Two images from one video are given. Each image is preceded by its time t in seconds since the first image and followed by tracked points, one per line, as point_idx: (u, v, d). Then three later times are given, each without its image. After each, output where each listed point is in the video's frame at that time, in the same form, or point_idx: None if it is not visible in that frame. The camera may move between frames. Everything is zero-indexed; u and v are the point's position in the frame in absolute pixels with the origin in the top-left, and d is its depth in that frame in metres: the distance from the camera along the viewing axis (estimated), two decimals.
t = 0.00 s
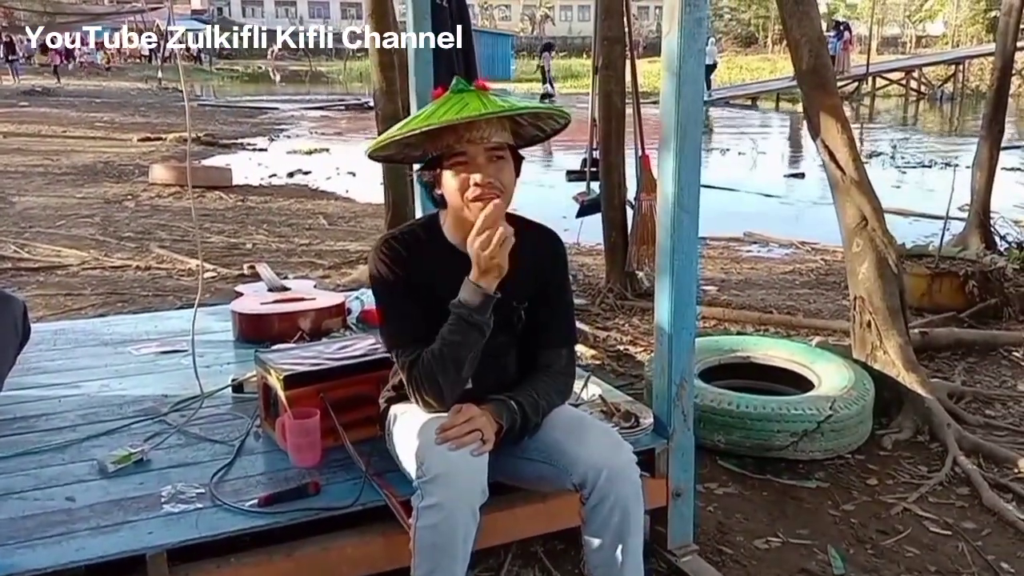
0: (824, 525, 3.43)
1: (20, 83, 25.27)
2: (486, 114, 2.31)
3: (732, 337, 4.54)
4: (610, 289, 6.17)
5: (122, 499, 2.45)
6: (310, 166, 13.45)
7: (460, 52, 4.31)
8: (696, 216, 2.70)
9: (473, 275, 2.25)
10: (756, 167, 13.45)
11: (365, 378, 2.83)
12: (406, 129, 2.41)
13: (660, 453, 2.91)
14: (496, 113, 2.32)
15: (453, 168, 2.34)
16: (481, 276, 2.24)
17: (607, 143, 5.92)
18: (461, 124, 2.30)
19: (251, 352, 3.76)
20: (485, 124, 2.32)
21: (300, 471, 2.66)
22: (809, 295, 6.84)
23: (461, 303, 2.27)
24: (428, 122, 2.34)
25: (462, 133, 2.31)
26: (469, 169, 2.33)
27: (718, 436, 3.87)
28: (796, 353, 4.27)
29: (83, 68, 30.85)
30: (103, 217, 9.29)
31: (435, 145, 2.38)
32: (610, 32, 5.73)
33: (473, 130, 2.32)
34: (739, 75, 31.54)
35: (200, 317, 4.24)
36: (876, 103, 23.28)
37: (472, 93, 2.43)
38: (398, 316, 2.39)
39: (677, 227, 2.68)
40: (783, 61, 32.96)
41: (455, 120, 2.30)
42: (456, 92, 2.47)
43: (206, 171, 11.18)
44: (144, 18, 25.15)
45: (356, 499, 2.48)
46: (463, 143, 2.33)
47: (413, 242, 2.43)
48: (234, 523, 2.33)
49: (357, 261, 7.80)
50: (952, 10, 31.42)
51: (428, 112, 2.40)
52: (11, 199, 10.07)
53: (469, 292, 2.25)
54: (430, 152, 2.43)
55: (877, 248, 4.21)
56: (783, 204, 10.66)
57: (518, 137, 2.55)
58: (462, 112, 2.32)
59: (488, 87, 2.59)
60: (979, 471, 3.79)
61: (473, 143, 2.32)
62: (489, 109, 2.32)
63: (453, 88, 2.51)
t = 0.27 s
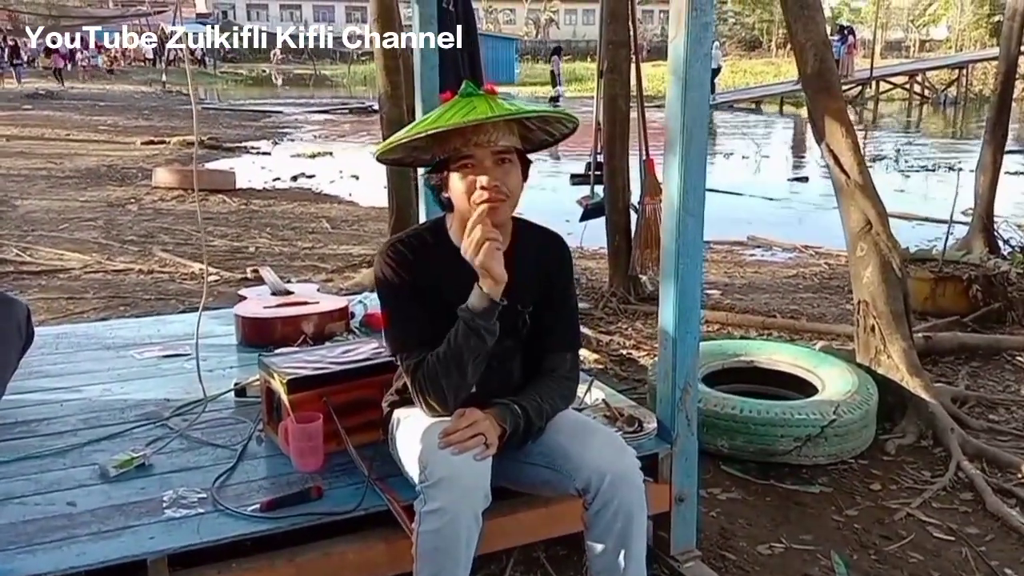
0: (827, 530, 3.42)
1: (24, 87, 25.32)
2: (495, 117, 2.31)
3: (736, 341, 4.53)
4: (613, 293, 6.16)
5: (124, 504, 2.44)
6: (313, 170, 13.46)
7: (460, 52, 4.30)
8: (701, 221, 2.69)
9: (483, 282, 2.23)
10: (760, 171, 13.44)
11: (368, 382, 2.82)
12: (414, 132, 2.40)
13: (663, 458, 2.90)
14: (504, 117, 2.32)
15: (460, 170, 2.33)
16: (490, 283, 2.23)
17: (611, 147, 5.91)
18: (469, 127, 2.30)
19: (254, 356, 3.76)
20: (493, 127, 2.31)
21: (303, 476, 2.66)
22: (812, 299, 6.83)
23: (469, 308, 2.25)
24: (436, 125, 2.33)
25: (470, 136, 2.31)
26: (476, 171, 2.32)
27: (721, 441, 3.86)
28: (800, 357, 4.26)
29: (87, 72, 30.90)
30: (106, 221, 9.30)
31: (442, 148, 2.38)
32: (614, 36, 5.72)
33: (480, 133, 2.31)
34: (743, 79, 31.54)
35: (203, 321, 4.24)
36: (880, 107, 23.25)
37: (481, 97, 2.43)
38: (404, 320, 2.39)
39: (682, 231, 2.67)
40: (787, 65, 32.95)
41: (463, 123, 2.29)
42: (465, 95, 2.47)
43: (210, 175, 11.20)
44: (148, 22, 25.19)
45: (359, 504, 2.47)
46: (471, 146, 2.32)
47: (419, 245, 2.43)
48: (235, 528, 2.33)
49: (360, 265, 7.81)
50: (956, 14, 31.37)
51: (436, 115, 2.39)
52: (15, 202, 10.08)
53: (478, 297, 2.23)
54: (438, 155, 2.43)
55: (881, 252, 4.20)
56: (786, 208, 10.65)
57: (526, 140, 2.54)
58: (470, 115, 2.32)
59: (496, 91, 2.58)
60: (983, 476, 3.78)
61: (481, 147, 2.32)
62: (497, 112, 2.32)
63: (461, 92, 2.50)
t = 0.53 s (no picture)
0: (830, 536, 3.41)
1: (29, 91, 25.38)
2: (501, 125, 2.30)
3: (740, 346, 4.52)
4: (617, 298, 6.15)
5: (126, 509, 2.44)
6: (317, 174, 13.47)
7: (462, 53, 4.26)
8: (706, 227, 2.69)
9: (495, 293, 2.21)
10: (764, 175, 13.43)
11: (372, 387, 2.82)
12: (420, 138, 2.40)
13: (667, 463, 2.89)
14: (510, 125, 2.32)
15: (466, 178, 2.33)
16: (502, 294, 2.19)
17: (616, 152, 5.91)
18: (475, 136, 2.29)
19: (257, 360, 3.76)
20: (499, 136, 2.31)
21: (306, 481, 2.65)
22: (816, 304, 6.82)
23: (479, 318, 2.22)
24: (442, 134, 2.33)
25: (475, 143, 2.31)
26: (481, 178, 2.32)
27: (725, 446, 3.85)
28: (804, 362, 4.25)
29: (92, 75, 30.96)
30: (109, 224, 9.31)
31: (447, 156, 2.38)
32: (620, 41, 5.72)
33: (485, 141, 2.31)
34: (747, 83, 31.55)
35: (206, 325, 4.24)
36: (884, 111, 23.23)
37: (487, 104, 2.43)
38: (409, 325, 2.38)
39: (687, 236, 2.67)
40: (791, 69, 32.94)
41: (469, 131, 2.29)
42: (471, 102, 2.46)
43: (213, 179, 11.21)
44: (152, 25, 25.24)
45: (362, 509, 2.47)
46: (476, 154, 2.32)
47: (425, 250, 2.42)
48: (237, 533, 2.32)
49: (363, 268, 7.81)
50: (960, 19, 31.33)
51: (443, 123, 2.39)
52: (18, 206, 10.10)
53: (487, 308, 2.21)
54: (443, 161, 2.43)
55: (886, 257, 4.20)
56: (791, 213, 10.65)
57: (532, 145, 2.54)
58: (476, 123, 2.32)
59: (502, 96, 2.58)
60: (987, 482, 3.76)
61: (486, 154, 2.32)
62: (503, 121, 2.32)
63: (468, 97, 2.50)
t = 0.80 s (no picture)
0: (834, 541, 3.40)
1: (34, 95, 25.43)
2: (508, 130, 2.30)
3: (744, 351, 4.51)
4: (621, 302, 6.14)
5: (129, 513, 2.44)
6: (321, 178, 13.48)
7: (464, 53, 4.25)
8: (711, 231, 2.68)
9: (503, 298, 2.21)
10: (769, 180, 13.42)
11: (375, 391, 2.81)
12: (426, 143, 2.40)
13: (671, 469, 2.88)
14: (517, 131, 2.32)
15: (472, 182, 2.34)
16: (509, 300, 2.20)
17: (620, 157, 5.91)
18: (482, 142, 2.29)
19: (261, 365, 3.76)
20: (506, 141, 2.31)
21: (309, 485, 2.65)
22: (821, 309, 6.80)
23: (487, 324, 2.22)
24: (449, 139, 2.33)
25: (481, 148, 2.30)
26: (487, 183, 2.33)
27: (729, 451, 3.84)
28: (809, 368, 4.24)
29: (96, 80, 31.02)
30: (113, 228, 9.32)
31: (453, 161, 2.38)
32: (624, 46, 5.73)
33: (492, 146, 2.31)
34: (751, 88, 31.54)
35: (210, 329, 4.24)
36: (889, 116, 23.21)
37: (494, 109, 2.43)
38: (416, 330, 2.38)
39: (691, 240, 2.66)
40: (795, 74, 32.93)
41: (476, 137, 2.29)
42: (477, 107, 2.46)
43: (218, 183, 11.23)
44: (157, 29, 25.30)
45: (365, 514, 2.46)
46: (482, 159, 2.32)
47: (431, 255, 2.42)
48: (240, 538, 2.32)
49: (367, 273, 7.81)
50: (964, 24, 31.29)
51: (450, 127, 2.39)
52: (22, 209, 10.11)
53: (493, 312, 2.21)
54: (450, 166, 2.42)
55: (891, 262, 4.19)
56: (795, 218, 10.63)
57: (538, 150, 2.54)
58: (482, 129, 2.32)
59: (508, 101, 2.58)
60: (992, 488, 3.75)
61: (492, 159, 2.31)
62: (510, 126, 2.31)
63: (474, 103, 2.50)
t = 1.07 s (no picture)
0: (838, 547, 3.39)
1: (38, 99, 25.47)
2: (517, 142, 2.30)
3: (748, 356, 4.50)
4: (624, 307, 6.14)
5: (132, 517, 2.44)
6: (325, 182, 13.49)
7: (465, 52, 4.22)
8: (715, 237, 2.68)
9: (510, 308, 2.20)
10: (773, 185, 13.41)
11: (378, 395, 2.80)
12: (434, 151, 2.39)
13: (675, 475, 2.87)
14: (526, 142, 2.31)
15: (479, 191, 2.33)
16: (516, 310, 2.19)
17: (624, 162, 5.90)
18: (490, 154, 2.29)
19: (265, 369, 3.75)
20: (515, 152, 2.30)
21: (312, 490, 2.64)
22: (825, 314, 6.79)
23: (493, 331, 2.21)
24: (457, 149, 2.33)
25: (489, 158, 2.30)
26: (495, 192, 2.31)
27: (733, 457, 3.83)
28: (813, 373, 4.23)
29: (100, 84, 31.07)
30: (117, 232, 9.33)
31: (460, 170, 2.37)
32: (628, 50, 5.73)
33: (500, 156, 2.30)
34: (755, 92, 31.54)
35: (213, 334, 4.24)
36: (893, 121, 23.20)
37: (502, 118, 2.42)
38: (419, 335, 2.38)
39: (694, 246, 2.66)
40: (800, 79, 32.91)
41: (485, 148, 2.29)
42: (486, 115, 2.46)
43: (221, 187, 11.23)
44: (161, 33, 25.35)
45: (368, 519, 2.46)
46: (490, 168, 2.31)
47: (434, 260, 2.41)
48: (242, 543, 2.31)
49: (370, 277, 7.81)
50: (969, 28, 31.27)
51: (458, 137, 2.39)
52: (26, 213, 10.13)
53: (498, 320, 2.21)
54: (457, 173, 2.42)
55: (895, 267, 4.18)
56: (800, 222, 10.62)
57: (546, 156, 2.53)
58: (491, 140, 2.31)
59: (517, 107, 2.58)
60: (996, 493, 3.73)
61: (500, 168, 2.31)
62: (519, 139, 2.31)
63: (483, 109, 2.49)
